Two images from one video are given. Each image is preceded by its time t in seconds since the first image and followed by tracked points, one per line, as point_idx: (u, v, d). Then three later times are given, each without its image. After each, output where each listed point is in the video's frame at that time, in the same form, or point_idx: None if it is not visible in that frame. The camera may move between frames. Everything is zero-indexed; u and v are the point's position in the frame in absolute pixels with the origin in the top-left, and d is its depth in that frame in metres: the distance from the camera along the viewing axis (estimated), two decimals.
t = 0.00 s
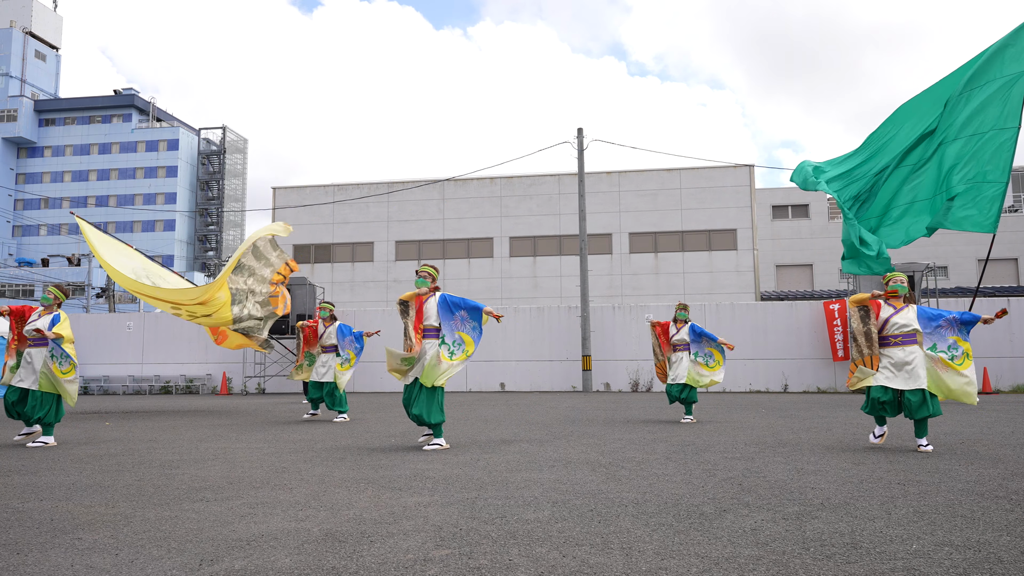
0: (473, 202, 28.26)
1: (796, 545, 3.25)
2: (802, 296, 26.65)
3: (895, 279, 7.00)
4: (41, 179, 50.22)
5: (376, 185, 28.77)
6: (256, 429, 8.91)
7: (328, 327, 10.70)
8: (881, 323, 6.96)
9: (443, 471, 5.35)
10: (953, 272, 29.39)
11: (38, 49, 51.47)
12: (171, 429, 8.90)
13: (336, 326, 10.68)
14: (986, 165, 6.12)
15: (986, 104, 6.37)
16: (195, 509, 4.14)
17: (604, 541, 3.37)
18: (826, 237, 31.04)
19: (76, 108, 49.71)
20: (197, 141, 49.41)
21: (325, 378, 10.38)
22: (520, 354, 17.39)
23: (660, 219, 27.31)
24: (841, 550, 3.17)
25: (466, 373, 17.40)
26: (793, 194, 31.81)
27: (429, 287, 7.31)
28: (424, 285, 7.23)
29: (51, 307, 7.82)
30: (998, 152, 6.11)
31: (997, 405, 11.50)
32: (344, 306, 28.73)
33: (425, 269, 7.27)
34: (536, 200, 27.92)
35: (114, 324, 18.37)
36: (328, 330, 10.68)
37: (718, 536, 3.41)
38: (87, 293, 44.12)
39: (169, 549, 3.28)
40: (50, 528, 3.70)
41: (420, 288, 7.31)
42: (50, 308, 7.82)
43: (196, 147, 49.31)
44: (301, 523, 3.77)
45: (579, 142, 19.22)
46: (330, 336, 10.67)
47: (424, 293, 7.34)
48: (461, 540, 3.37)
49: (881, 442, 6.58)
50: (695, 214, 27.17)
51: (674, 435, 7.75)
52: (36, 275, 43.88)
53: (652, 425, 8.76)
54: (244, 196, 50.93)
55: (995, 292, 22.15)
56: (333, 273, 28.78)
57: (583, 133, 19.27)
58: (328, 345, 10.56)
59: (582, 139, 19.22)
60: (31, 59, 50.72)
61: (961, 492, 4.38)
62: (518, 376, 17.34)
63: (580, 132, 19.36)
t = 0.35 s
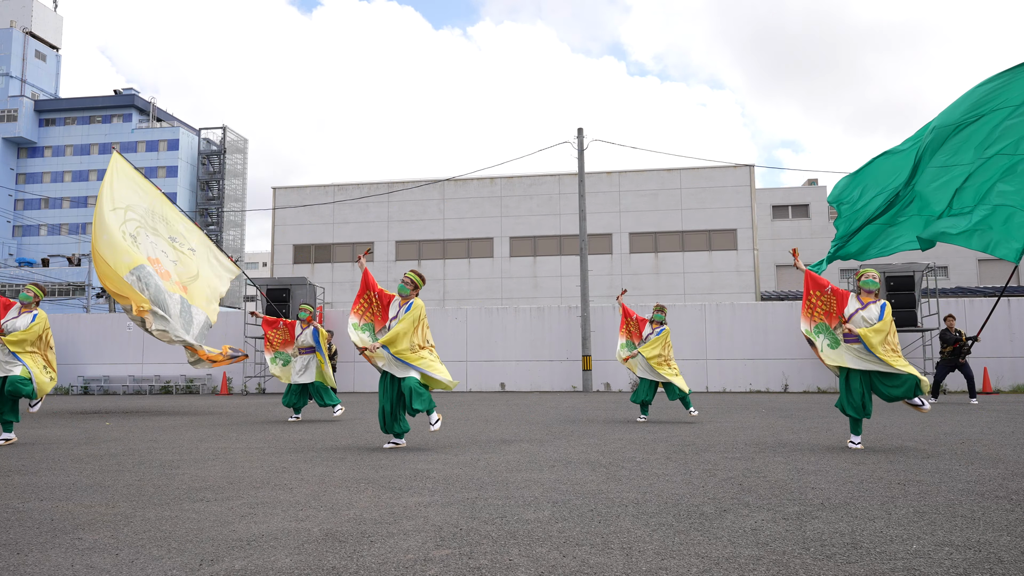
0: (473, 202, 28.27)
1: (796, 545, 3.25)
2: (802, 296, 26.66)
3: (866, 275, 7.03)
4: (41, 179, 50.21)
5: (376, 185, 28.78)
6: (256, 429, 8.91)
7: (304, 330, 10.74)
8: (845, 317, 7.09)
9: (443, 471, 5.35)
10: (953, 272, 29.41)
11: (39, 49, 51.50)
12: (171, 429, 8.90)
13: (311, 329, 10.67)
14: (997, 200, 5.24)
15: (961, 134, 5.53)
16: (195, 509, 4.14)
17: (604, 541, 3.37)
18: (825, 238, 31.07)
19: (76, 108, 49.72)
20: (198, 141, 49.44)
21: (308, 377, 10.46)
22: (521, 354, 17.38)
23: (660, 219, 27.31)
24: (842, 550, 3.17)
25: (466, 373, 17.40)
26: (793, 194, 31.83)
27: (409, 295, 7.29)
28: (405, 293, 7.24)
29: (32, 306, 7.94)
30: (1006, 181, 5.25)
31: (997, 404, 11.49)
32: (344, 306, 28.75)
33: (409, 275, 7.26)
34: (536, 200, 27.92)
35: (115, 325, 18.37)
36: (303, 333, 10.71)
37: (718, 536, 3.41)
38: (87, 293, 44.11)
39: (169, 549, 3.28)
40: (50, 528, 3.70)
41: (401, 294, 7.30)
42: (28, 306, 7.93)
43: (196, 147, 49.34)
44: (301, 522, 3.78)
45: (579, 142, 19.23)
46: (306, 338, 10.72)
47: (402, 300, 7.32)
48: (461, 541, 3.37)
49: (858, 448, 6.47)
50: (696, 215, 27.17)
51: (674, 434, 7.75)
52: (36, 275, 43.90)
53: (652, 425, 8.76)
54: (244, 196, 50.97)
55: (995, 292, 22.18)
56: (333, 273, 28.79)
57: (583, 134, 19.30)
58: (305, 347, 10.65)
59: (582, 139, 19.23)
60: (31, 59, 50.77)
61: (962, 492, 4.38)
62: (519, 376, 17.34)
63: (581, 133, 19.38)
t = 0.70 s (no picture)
0: (473, 202, 28.26)
1: (797, 545, 3.25)
2: (802, 296, 26.65)
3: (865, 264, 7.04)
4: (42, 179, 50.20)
5: (377, 185, 28.79)
6: (255, 429, 8.91)
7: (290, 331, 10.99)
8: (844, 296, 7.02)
9: (443, 471, 5.35)
10: (953, 272, 29.41)
11: (39, 49, 51.50)
12: (170, 429, 8.91)
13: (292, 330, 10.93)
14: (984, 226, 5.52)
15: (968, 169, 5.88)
16: (195, 509, 4.14)
17: (604, 541, 3.37)
18: (824, 238, 31.09)
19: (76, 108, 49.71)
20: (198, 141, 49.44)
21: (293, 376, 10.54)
22: (521, 354, 17.38)
23: (660, 219, 27.31)
24: (842, 550, 3.17)
25: (467, 374, 17.40)
26: (793, 194, 31.83)
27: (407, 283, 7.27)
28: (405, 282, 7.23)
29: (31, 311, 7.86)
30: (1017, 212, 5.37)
31: (997, 404, 11.48)
32: (345, 306, 28.77)
33: (405, 264, 7.24)
34: (536, 200, 27.92)
35: (115, 325, 18.37)
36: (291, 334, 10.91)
37: (718, 536, 3.40)
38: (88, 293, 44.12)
39: (170, 549, 3.28)
40: (51, 528, 3.70)
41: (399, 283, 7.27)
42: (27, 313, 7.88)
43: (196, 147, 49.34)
44: (302, 523, 3.78)
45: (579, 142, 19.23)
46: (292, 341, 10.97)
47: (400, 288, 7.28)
48: (462, 540, 3.38)
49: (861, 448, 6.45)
50: (696, 214, 27.15)
51: (674, 434, 7.74)
52: (37, 276, 43.92)
53: (652, 425, 8.76)
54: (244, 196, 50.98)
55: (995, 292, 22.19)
56: (333, 273, 28.82)
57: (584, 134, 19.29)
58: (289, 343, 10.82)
59: (582, 139, 19.21)
60: (31, 59, 50.80)
61: (963, 492, 4.37)
62: (519, 376, 17.34)
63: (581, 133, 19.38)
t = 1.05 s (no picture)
0: (474, 202, 28.25)
1: (797, 545, 3.26)
2: (803, 296, 26.63)
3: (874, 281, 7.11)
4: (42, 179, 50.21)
5: (377, 185, 28.77)
6: (256, 429, 8.91)
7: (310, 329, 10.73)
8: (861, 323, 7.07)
9: (444, 471, 5.35)
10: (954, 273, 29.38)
11: (39, 49, 51.53)
12: (171, 429, 8.90)
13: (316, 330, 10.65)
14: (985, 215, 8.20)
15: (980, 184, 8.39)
16: (196, 509, 4.14)
17: (605, 541, 3.37)
18: (825, 237, 31.08)
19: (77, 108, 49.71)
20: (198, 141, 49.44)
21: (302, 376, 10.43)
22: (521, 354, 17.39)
23: (661, 219, 27.31)
24: (842, 550, 3.17)
25: (467, 374, 17.41)
26: (794, 194, 31.80)
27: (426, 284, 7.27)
28: (422, 283, 7.22)
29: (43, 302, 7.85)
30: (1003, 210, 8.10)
31: (996, 404, 11.47)
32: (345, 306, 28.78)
33: (422, 265, 7.25)
34: (537, 200, 27.91)
35: (116, 325, 18.39)
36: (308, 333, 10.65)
37: (719, 536, 3.41)
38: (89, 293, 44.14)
39: (170, 549, 3.28)
40: (52, 527, 3.71)
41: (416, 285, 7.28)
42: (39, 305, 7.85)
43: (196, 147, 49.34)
44: (303, 522, 3.78)
45: (579, 142, 19.21)
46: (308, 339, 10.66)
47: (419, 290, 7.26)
48: (462, 540, 3.38)
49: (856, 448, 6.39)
50: (697, 214, 27.13)
51: (674, 435, 7.75)
52: (37, 276, 43.94)
53: (652, 426, 8.76)
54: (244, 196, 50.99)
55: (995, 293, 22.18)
56: (334, 273, 28.81)
57: (584, 134, 19.27)
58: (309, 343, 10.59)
59: (583, 139, 19.17)
60: (32, 59, 50.85)
61: (963, 492, 4.38)
62: (520, 376, 17.33)
63: (582, 133, 19.35)
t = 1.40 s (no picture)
0: (474, 202, 28.26)
1: (797, 545, 3.26)
2: (804, 295, 26.62)
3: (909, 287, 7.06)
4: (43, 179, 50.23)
5: (377, 185, 28.77)
6: (256, 429, 8.91)
7: (335, 327, 10.72)
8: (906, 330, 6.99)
9: (444, 471, 5.35)
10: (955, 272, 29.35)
11: (39, 49, 51.56)
12: (172, 430, 8.89)
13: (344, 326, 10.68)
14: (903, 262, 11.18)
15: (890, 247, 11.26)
16: (196, 509, 4.13)
17: (605, 541, 3.37)
18: (825, 237, 31.05)
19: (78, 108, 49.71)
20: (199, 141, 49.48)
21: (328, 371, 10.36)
22: (521, 354, 17.39)
23: (661, 219, 27.31)
24: (842, 550, 3.17)
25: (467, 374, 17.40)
26: (794, 194, 31.75)
27: (451, 290, 7.32)
28: (448, 289, 7.26)
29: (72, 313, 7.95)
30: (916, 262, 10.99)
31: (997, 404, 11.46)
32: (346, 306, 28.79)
33: (445, 270, 7.30)
34: (537, 200, 27.90)
35: (116, 325, 18.40)
36: (335, 330, 10.71)
37: (720, 536, 3.40)
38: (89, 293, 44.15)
39: (171, 549, 3.29)
40: (53, 528, 3.71)
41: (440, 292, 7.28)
42: (67, 313, 7.92)
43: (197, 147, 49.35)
44: (303, 523, 3.78)
45: (579, 142, 19.19)
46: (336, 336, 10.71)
47: (445, 297, 7.28)
48: (463, 540, 3.38)
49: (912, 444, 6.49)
50: (698, 214, 27.13)
51: (675, 435, 7.74)
52: (37, 276, 43.96)
53: (653, 426, 8.75)
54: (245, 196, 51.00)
55: (996, 292, 22.14)
56: (334, 273, 28.79)
57: (584, 134, 19.25)
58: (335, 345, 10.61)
59: (583, 139, 19.11)
60: (32, 59, 50.90)
61: (963, 492, 4.37)
62: (520, 376, 17.34)
63: (582, 133, 19.32)
